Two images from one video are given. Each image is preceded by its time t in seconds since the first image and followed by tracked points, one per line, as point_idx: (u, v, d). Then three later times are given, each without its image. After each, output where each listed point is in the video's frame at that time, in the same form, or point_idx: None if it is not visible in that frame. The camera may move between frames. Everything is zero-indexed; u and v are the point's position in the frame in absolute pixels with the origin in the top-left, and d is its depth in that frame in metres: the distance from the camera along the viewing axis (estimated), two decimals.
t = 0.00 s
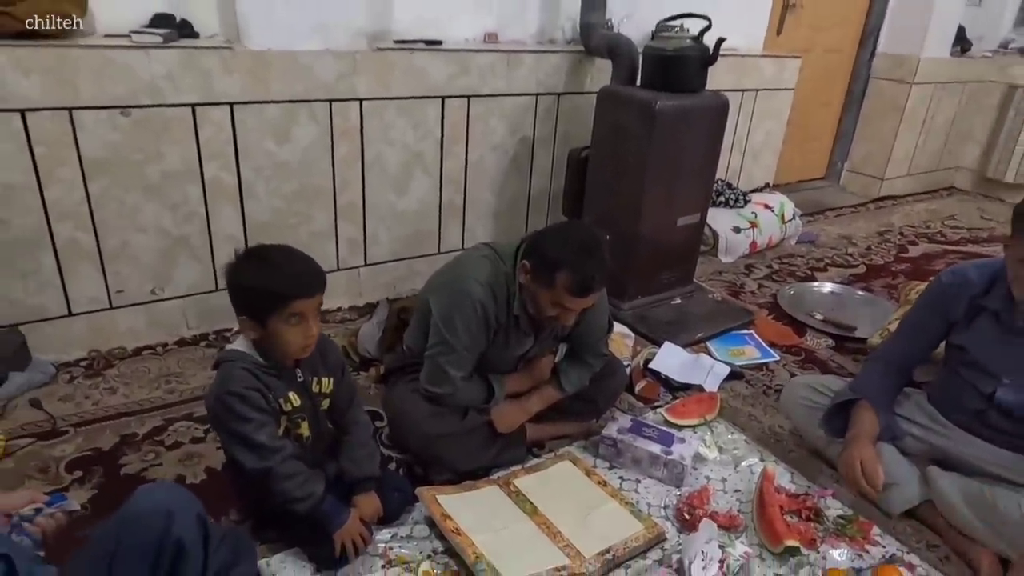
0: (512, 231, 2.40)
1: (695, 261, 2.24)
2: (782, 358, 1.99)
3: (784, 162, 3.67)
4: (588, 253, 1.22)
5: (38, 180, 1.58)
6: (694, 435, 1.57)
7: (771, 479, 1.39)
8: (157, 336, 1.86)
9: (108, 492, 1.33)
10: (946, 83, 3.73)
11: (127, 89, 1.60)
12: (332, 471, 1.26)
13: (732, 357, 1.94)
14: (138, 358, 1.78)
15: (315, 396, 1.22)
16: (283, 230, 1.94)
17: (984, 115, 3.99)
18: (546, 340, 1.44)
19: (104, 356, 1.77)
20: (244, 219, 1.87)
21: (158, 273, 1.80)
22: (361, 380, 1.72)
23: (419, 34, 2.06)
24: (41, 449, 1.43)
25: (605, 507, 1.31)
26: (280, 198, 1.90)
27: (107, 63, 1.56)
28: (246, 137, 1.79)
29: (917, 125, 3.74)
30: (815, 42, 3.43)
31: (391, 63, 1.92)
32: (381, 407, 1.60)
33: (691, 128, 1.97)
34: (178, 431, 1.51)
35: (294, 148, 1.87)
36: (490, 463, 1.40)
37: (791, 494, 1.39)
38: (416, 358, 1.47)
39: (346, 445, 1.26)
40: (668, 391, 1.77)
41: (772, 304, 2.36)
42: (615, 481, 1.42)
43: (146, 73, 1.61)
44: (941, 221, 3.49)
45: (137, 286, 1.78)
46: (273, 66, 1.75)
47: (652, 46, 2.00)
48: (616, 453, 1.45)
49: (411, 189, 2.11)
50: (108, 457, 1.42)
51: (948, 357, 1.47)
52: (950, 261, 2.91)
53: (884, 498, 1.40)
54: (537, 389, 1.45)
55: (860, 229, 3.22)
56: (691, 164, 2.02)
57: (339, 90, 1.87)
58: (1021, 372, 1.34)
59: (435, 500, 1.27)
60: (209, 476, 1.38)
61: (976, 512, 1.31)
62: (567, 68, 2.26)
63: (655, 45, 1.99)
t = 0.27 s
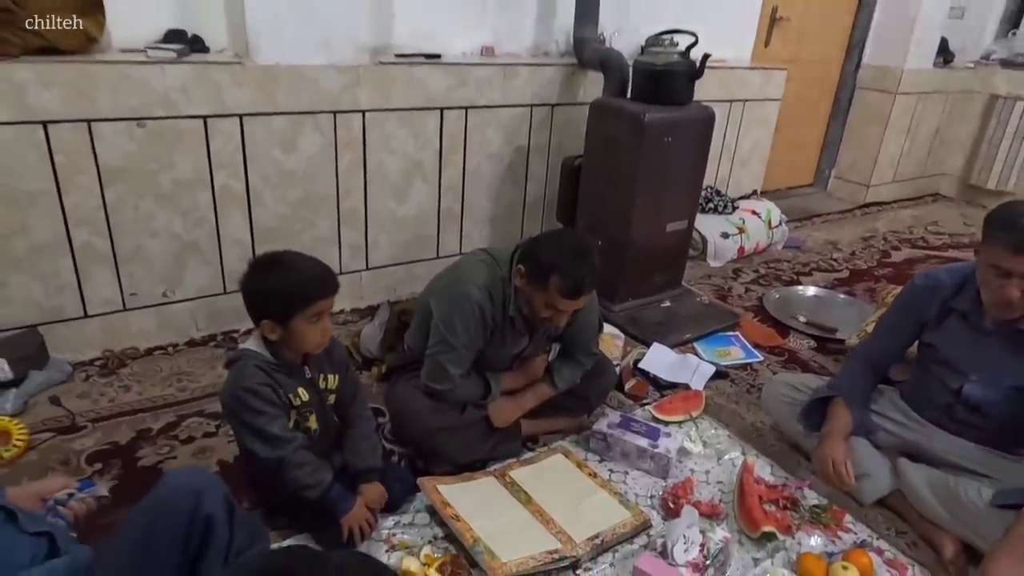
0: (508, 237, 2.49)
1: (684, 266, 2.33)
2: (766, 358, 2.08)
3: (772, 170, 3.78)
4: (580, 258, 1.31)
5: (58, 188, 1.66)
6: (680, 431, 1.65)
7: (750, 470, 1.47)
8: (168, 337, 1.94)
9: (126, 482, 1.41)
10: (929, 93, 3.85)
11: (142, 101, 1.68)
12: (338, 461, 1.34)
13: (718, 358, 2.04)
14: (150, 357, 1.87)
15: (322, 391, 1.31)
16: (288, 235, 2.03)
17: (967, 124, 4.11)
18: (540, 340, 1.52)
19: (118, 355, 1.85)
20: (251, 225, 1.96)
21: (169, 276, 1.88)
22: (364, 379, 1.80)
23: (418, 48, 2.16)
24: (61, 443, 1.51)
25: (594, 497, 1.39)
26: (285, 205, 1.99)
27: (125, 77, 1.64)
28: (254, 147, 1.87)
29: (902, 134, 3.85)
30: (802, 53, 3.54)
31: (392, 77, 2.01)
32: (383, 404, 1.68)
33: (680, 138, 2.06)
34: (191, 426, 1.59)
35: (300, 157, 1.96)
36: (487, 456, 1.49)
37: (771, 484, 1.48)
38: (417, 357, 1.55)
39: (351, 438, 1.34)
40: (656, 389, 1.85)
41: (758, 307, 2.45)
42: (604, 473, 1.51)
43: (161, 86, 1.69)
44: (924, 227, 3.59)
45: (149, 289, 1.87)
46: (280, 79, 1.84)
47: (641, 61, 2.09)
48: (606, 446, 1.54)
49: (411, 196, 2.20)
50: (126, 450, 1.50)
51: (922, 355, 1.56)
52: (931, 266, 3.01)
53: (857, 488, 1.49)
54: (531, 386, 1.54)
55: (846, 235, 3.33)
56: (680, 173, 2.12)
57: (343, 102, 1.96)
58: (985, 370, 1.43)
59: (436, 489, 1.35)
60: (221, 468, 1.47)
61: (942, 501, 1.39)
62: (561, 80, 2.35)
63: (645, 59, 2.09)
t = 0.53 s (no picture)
0: (501, 244, 2.58)
1: (670, 272, 2.42)
2: (747, 361, 2.18)
3: (758, 178, 3.88)
4: (568, 266, 1.40)
5: (70, 199, 1.74)
6: (664, 430, 1.74)
7: (729, 466, 1.56)
8: (174, 341, 2.02)
9: (139, 479, 1.49)
10: (910, 103, 3.96)
11: (151, 116, 1.76)
12: (340, 458, 1.43)
13: (702, 360, 2.13)
14: (156, 361, 1.94)
15: (323, 392, 1.39)
16: (289, 243, 2.11)
17: (948, 134, 4.23)
18: (531, 343, 1.61)
19: (126, 359, 1.93)
20: (254, 233, 2.04)
21: (176, 283, 1.96)
22: (363, 381, 1.88)
23: (414, 63, 2.25)
24: (75, 442, 1.58)
25: (582, 491, 1.47)
26: (287, 214, 2.07)
27: (135, 94, 1.72)
28: (257, 159, 1.96)
29: (884, 143, 3.96)
30: (786, 65, 3.65)
31: (390, 91, 2.10)
32: (382, 404, 1.77)
33: (665, 150, 2.16)
34: (198, 426, 1.67)
35: (301, 168, 2.04)
36: (481, 453, 1.57)
37: (748, 479, 1.57)
38: (415, 359, 1.64)
39: (352, 436, 1.42)
40: (642, 390, 1.94)
41: (742, 312, 2.54)
42: (592, 469, 1.59)
43: (169, 101, 1.77)
44: (905, 233, 3.70)
45: (156, 295, 1.94)
46: (282, 94, 1.93)
47: (628, 75, 2.19)
48: (593, 444, 1.63)
49: (407, 205, 2.28)
50: (137, 449, 1.58)
51: (891, 357, 1.65)
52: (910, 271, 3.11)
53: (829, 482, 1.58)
54: (523, 387, 1.62)
55: (829, 241, 3.43)
56: (665, 183, 2.21)
57: (342, 115, 2.04)
58: (948, 371, 1.52)
59: (433, 484, 1.43)
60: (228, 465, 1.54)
61: (907, 493, 1.48)
62: (551, 93, 2.44)
63: (630, 74, 2.18)
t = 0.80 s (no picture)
0: (490, 249, 2.64)
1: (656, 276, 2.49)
2: (729, 362, 2.25)
3: (743, 183, 3.96)
4: (554, 272, 1.46)
5: (71, 208, 1.79)
6: (648, 429, 1.81)
7: (709, 463, 1.63)
8: (171, 345, 2.07)
9: (139, 478, 1.54)
10: (890, 110, 4.06)
11: (150, 126, 1.82)
12: (335, 457, 1.48)
13: (685, 361, 2.20)
14: (154, 364, 1.99)
15: (318, 394, 1.43)
16: (284, 249, 2.16)
17: (927, 140, 4.34)
18: (518, 345, 1.67)
19: (124, 363, 1.98)
20: (250, 240, 2.09)
21: (173, 288, 2.01)
22: (356, 383, 1.94)
23: (405, 73, 2.31)
24: (76, 444, 1.63)
25: (568, 488, 1.53)
26: (282, 221, 2.12)
27: (134, 105, 1.78)
28: (253, 167, 2.01)
29: (865, 149, 4.06)
30: (769, 73, 3.74)
31: (382, 101, 2.16)
32: (375, 405, 1.82)
33: (649, 158, 2.23)
34: (196, 427, 1.72)
35: (295, 176, 2.09)
36: (471, 452, 1.63)
37: (727, 476, 1.63)
38: (406, 362, 1.70)
39: (347, 435, 1.48)
40: (627, 391, 2.01)
41: (725, 314, 2.62)
42: (577, 467, 1.66)
43: (167, 112, 1.83)
44: (886, 237, 3.79)
45: (154, 300, 1.99)
46: (277, 104, 1.98)
47: (613, 86, 2.26)
48: (579, 443, 1.69)
49: (399, 211, 2.34)
50: (137, 450, 1.63)
51: (864, 358, 1.72)
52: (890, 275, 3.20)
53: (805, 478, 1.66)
54: (511, 388, 1.68)
55: (811, 245, 3.51)
56: (649, 190, 2.28)
57: (335, 124, 2.10)
58: (916, 371, 1.60)
59: (424, 481, 1.49)
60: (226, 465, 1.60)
61: (878, 488, 1.56)
62: (539, 102, 2.51)
63: (615, 85, 2.26)
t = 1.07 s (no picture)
0: (480, 255, 2.69)
1: (642, 281, 2.55)
2: (713, 365, 2.31)
3: (728, 189, 4.04)
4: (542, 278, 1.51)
5: (68, 216, 1.82)
6: (634, 430, 1.86)
7: (692, 463, 1.68)
8: (165, 350, 2.10)
9: (136, 481, 1.57)
10: (871, 118, 4.15)
11: (145, 136, 1.85)
12: (329, 458, 1.52)
13: (670, 364, 2.25)
14: (149, 370, 2.02)
15: (313, 398, 1.48)
16: (276, 256, 2.20)
17: (907, 147, 4.44)
18: (507, 349, 1.72)
19: (119, 368, 2.01)
20: (243, 247, 2.13)
21: (167, 294, 2.04)
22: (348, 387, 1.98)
23: (396, 83, 2.36)
24: (73, 448, 1.66)
25: (556, 488, 1.58)
26: (275, 228, 2.16)
27: (131, 116, 1.81)
28: (247, 176, 2.05)
29: (847, 156, 4.15)
30: (753, 81, 3.81)
31: (373, 110, 2.21)
32: (367, 409, 1.86)
33: (634, 166, 2.29)
34: (192, 431, 1.75)
35: (288, 184, 2.13)
36: (461, 453, 1.67)
37: (710, 475, 1.69)
38: (399, 366, 1.74)
39: (341, 438, 1.52)
40: (613, 394, 2.06)
41: (710, 318, 2.68)
42: (565, 467, 1.70)
43: (162, 122, 1.86)
44: (867, 242, 3.88)
45: (149, 306, 2.03)
46: (271, 114, 2.03)
47: (599, 96, 2.32)
48: (566, 444, 1.74)
49: (390, 218, 2.38)
50: (134, 453, 1.66)
51: (842, 360, 1.79)
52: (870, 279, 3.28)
53: (785, 477, 1.71)
54: (500, 391, 1.73)
55: (795, 250, 3.59)
56: (634, 197, 2.34)
57: (328, 133, 2.15)
58: (890, 372, 1.66)
59: (416, 482, 1.53)
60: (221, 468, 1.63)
61: (855, 486, 1.62)
62: (528, 112, 2.57)
63: (601, 96, 2.32)
